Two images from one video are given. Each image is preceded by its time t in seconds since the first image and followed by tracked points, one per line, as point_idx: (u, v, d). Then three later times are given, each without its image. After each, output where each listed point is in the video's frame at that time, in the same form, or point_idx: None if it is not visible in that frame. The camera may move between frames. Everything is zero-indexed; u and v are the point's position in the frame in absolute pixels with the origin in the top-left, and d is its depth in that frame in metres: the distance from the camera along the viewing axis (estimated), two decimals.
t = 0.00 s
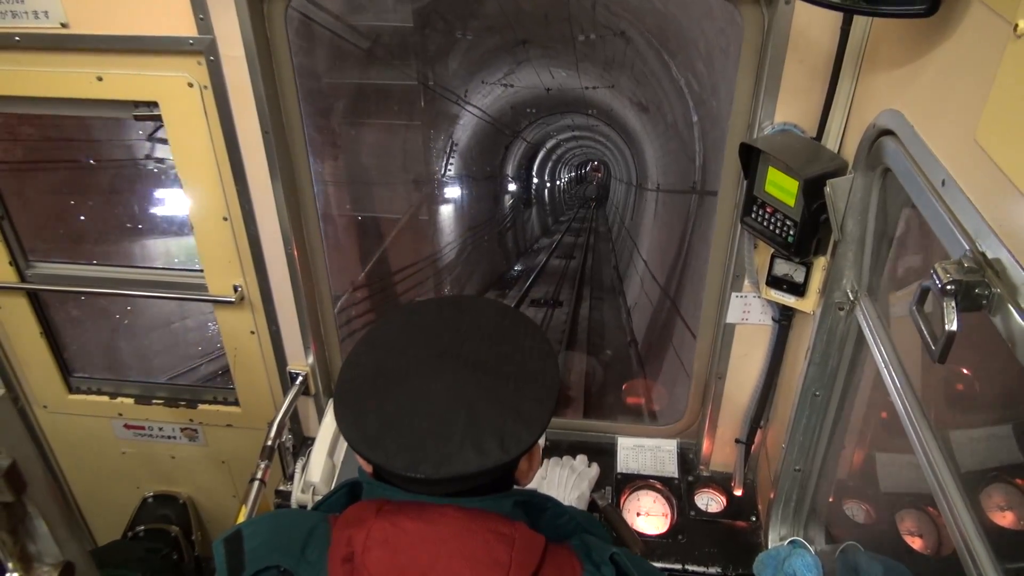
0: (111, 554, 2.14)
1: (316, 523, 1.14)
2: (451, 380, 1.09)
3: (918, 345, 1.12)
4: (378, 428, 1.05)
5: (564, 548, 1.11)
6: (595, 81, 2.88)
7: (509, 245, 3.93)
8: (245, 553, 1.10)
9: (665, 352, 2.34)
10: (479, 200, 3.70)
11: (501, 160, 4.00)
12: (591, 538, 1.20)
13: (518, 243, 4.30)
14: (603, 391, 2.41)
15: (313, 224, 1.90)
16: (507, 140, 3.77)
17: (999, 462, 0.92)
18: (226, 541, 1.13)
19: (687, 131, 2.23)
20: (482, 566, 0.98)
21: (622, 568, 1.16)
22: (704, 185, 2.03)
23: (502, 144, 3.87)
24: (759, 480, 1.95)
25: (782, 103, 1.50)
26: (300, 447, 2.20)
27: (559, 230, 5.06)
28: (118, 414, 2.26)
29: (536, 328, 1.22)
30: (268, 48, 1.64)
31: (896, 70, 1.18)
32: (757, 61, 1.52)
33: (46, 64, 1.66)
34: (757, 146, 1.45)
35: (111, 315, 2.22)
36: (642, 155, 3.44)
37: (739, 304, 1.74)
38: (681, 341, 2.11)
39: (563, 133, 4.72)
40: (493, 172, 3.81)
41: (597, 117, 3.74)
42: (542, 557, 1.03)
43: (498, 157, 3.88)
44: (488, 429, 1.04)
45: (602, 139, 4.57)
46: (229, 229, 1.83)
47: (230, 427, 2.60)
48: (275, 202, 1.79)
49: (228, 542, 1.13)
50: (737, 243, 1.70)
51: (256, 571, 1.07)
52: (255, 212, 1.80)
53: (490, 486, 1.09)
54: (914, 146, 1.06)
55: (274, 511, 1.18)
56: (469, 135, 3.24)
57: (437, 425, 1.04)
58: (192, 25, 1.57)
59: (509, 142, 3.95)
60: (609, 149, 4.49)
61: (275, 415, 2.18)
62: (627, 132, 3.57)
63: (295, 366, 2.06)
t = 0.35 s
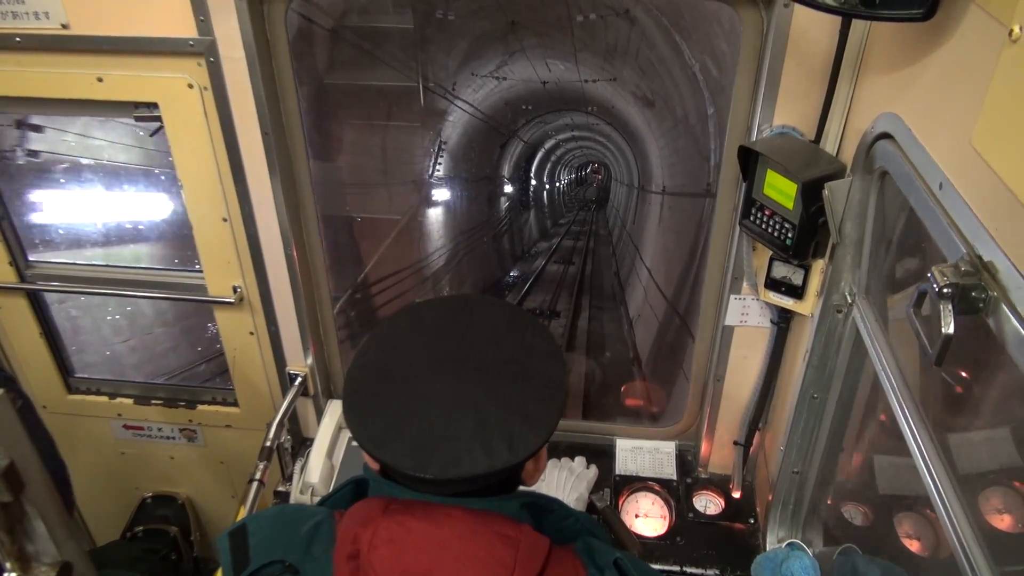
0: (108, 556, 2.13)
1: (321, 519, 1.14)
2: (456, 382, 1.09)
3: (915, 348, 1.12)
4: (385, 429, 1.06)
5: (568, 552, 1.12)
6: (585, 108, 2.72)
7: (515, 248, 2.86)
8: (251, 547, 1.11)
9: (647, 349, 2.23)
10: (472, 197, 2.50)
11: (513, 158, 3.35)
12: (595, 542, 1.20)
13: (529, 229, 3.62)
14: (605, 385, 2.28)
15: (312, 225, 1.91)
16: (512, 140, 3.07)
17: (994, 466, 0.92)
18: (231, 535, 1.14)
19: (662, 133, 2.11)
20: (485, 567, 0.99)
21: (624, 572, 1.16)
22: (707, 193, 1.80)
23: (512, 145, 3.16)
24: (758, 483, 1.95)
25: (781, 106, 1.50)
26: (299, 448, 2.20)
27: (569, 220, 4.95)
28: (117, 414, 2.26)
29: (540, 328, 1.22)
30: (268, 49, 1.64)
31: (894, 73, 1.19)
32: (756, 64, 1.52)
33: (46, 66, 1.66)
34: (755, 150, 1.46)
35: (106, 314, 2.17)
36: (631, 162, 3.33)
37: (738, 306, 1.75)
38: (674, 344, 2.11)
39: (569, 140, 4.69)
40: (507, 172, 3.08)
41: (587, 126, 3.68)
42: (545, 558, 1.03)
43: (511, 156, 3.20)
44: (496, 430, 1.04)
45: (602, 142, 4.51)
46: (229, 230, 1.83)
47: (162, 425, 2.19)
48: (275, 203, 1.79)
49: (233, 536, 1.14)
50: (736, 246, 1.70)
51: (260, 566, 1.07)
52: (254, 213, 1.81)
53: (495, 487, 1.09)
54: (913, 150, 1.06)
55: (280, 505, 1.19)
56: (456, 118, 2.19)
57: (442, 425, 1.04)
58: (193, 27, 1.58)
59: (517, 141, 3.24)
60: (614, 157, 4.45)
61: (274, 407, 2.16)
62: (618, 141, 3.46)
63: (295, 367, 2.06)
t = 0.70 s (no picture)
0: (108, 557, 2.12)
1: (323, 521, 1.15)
2: (458, 383, 1.09)
3: (917, 351, 1.13)
4: (388, 428, 1.06)
5: (571, 553, 1.12)
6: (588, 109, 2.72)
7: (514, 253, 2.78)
8: (252, 551, 1.11)
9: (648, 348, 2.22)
10: (464, 201, 2.39)
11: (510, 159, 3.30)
12: (598, 544, 1.21)
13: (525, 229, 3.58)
14: (604, 388, 2.26)
15: (314, 224, 1.91)
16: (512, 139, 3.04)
17: (999, 468, 0.92)
18: (233, 540, 1.14)
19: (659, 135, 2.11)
20: (489, 568, 0.99)
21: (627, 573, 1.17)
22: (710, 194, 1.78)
23: (510, 145, 3.11)
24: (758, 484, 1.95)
25: (784, 108, 1.50)
26: (299, 448, 2.20)
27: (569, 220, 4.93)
28: (118, 414, 2.26)
29: (542, 329, 1.23)
30: (271, 49, 1.64)
31: (897, 76, 1.19)
32: (759, 66, 1.52)
33: (49, 64, 1.66)
34: (757, 152, 1.46)
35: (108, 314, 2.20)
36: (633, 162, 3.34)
37: (739, 307, 1.74)
38: (672, 345, 2.10)
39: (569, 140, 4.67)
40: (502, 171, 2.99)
41: (588, 126, 3.67)
42: (548, 559, 1.03)
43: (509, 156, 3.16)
44: (499, 430, 1.05)
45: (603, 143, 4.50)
46: (231, 229, 1.83)
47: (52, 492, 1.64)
48: (277, 203, 1.79)
49: (234, 541, 1.14)
50: (737, 248, 1.70)
51: (264, 569, 1.08)
52: (256, 213, 1.81)
53: (498, 488, 1.09)
54: (915, 152, 1.06)
55: (280, 509, 1.17)
56: (448, 124, 2.15)
57: (443, 425, 1.04)
58: (196, 26, 1.58)
59: (515, 142, 3.24)
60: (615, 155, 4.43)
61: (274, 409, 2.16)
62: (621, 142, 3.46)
63: (295, 366, 2.06)
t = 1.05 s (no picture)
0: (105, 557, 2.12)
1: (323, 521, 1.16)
2: (459, 383, 1.10)
3: (914, 353, 1.13)
4: (389, 428, 1.06)
5: (570, 554, 1.12)
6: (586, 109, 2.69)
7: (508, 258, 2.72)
8: (252, 552, 1.11)
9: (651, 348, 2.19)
10: (454, 203, 2.31)
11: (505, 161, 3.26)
12: (596, 546, 1.21)
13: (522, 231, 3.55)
14: (604, 388, 2.27)
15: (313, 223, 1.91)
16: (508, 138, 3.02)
17: (992, 471, 0.92)
18: (233, 540, 1.14)
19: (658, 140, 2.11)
20: (490, 568, 0.99)
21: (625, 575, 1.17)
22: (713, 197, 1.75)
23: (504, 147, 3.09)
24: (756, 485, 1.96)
25: (782, 111, 1.51)
26: (298, 449, 2.20)
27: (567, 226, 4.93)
28: (116, 414, 2.26)
29: (541, 329, 1.23)
30: (270, 50, 1.65)
31: (893, 79, 1.20)
32: (757, 68, 1.53)
33: (49, 64, 1.66)
34: (756, 154, 1.46)
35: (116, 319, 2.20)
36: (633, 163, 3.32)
37: (737, 309, 1.75)
38: (670, 346, 2.10)
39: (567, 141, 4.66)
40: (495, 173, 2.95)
41: (587, 127, 3.66)
42: (547, 561, 1.04)
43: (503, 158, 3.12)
44: (499, 430, 1.05)
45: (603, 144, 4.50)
46: (230, 229, 1.84)
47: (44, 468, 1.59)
48: (276, 203, 1.79)
49: (234, 541, 1.14)
50: (734, 249, 1.71)
51: (263, 570, 1.07)
52: (255, 213, 1.81)
53: (498, 488, 1.09)
54: (912, 155, 1.07)
55: (279, 510, 1.17)
56: (433, 124, 2.09)
57: (443, 426, 1.05)
58: (197, 27, 1.58)
59: (508, 144, 3.22)
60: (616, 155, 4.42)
61: (272, 413, 2.17)
62: (621, 142, 3.44)
63: (295, 367, 2.06)
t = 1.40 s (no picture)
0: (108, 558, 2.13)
1: (322, 523, 1.15)
2: (458, 384, 1.10)
3: (914, 354, 1.13)
4: (388, 428, 1.06)
5: (568, 554, 1.12)
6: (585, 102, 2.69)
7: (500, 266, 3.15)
8: (251, 551, 1.11)
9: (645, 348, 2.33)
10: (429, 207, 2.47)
11: (502, 167, 3.45)
12: (594, 547, 1.21)
13: (518, 235, 3.66)
14: (604, 393, 2.34)
15: (313, 225, 1.91)
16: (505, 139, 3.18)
17: (994, 473, 0.92)
18: (232, 540, 1.14)
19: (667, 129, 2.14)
20: (486, 567, 0.99)
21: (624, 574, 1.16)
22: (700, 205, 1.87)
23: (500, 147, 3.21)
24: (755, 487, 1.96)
25: (782, 114, 1.51)
26: (297, 451, 2.19)
27: (565, 232, 4.94)
28: (116, 416, 2.26)
29: (542, 332, 1.23)
30: (270, 52, 1.64)
31: (893, 81, 1.20)
32: (757, 70, 1.53)
33: (50, 66, 1.67)
34: (755, 155, 1.47)
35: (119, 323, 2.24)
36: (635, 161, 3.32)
37: (737, 311, 1.75)
38: (672, 349, 2.11)
39: (565, 144, 4.68)
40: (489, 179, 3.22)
41: (586, 126, 3.66)
42: (544, 560, 1.04)
43: (497, 164, 3.31)
44: (498, 431, 1.05)
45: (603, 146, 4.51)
46: (230, 232, 1.84)
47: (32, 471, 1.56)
48: (276, 205, 1.79)
49: (233, 541, 1.14)
50: (735, 251, 1.71)
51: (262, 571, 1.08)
52: (255, 215, 1.81)
53: (496, 490, 1.09)
54: (911, 157, 1.07)
55: (279, 511, 1.17)
56: (415, 122, 2.28)
57: (442, 426, 1.05)
58: (197, 29, 1.58)
59: (507, 143, 3.33)
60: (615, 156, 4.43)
61: (272, 417, 2.17)
62: (622, 140, 3.43)
63: (295, 369, 2.06)
